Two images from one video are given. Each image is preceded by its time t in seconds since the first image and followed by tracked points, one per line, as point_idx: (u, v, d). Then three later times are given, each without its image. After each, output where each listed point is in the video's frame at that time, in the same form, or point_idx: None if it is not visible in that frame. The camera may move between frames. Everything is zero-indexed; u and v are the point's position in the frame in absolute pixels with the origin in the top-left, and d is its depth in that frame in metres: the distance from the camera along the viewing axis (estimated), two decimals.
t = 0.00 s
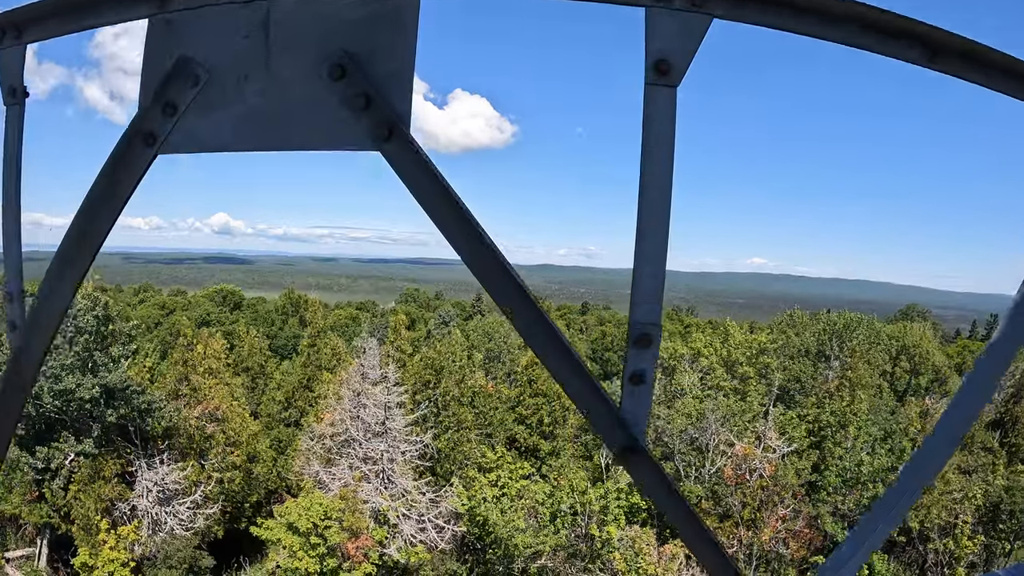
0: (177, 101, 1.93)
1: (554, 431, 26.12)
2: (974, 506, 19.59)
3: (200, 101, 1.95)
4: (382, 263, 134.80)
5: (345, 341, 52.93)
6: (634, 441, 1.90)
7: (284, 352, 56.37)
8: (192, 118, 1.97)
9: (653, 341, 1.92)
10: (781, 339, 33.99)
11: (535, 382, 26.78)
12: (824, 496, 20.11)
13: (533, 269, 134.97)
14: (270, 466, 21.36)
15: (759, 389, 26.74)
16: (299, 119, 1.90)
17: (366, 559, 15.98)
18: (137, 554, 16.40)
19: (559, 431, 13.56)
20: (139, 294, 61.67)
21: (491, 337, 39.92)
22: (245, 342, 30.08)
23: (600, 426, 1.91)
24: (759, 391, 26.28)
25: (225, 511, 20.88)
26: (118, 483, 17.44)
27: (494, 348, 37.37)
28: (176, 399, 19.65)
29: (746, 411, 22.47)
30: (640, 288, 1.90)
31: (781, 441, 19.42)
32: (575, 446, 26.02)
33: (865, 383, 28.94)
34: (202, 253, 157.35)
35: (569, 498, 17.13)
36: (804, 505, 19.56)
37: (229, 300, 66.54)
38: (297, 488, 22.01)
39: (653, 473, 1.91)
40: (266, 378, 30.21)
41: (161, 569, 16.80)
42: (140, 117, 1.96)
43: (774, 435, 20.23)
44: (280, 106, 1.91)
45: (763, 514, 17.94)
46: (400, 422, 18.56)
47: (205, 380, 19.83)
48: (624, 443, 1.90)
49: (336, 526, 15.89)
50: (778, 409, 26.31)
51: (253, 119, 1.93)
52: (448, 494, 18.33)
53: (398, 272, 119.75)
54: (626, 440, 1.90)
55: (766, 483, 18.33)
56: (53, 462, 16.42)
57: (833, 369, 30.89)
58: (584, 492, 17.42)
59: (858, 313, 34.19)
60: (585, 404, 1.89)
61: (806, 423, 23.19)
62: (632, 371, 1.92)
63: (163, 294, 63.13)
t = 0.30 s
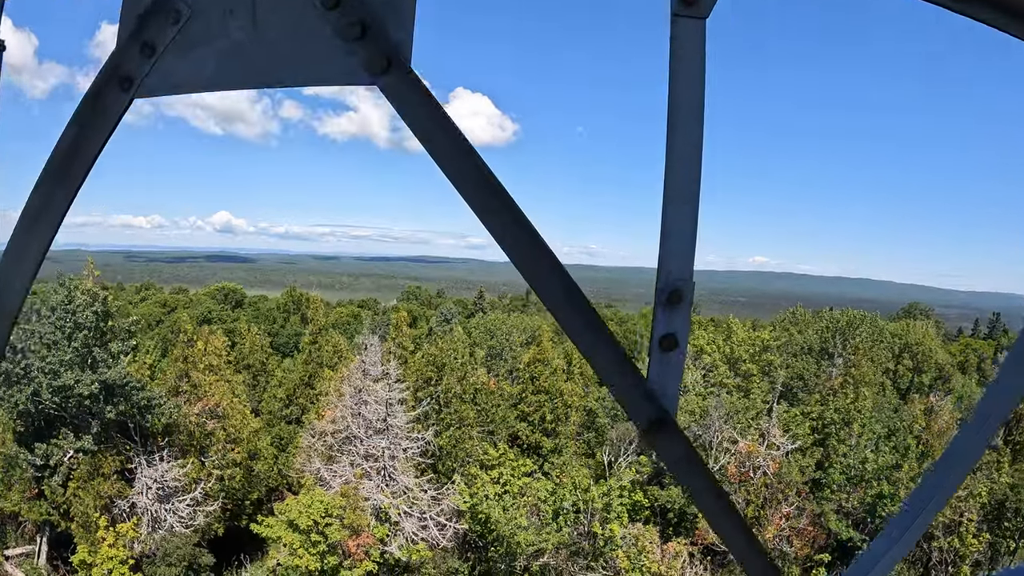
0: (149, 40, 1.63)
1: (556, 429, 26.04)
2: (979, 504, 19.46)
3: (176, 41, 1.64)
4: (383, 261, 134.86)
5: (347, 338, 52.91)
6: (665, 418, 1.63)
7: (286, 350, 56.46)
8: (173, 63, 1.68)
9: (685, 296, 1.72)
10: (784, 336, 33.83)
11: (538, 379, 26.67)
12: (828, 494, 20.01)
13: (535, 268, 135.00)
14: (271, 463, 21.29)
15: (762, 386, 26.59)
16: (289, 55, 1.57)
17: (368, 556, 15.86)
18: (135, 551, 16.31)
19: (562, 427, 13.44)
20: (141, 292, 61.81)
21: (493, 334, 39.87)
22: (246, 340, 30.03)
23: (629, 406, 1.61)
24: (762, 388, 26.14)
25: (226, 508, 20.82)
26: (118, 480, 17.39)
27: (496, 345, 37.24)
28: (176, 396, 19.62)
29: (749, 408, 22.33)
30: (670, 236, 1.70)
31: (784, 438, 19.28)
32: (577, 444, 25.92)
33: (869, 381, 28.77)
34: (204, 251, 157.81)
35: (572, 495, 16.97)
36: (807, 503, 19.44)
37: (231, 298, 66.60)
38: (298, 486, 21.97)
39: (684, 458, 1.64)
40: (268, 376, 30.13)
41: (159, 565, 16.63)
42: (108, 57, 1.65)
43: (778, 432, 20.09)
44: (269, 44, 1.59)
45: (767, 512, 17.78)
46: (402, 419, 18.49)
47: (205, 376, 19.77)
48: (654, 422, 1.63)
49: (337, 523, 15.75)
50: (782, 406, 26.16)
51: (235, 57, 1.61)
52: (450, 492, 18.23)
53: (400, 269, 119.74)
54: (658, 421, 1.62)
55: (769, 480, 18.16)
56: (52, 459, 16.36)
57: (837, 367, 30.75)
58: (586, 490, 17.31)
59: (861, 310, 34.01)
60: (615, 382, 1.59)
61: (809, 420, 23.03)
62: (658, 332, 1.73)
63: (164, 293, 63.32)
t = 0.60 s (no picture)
0: None
1: (558, 426, 25.90)
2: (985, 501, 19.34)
3: None
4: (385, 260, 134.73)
5: (348, 336, 52.80)
6: (699, 365, 1.51)
7: (288, 348, 56.47)
8: None
9: (718, 225, 1.60)
10: (787, 333, 33.71)
11: (540, 376, 26.55)
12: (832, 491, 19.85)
13: (536, 266, 134.92)
14: (272, 460, 21.20)
15: (766, 383, 26.43)
16: None
17: (369, 553, 15.75)
18: (134, 547, 16.17)
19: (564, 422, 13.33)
20: (142, 291, 61.82)
21: (495, 332, 39.73)
22: (247, 337, 29.90)
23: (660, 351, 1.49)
24: (766, 386, 25.96)
25: (227, 504, 20.71)
26: (117, 477, 17.27)
27: (499, 342, 37.11)
28: (177, 392, 19.59)
29: (753, 406, 22.20)
30: (699, 164, 1.58)
31: (788, 435, 19.10)
32: (579, 441, 25.78)
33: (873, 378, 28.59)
34: (207, 250, 158.08)
35: (575, 492, 16.82)
36: (812, 500, 19.27)
37: (232, 296, 66.60)
38: (298, 483, 21.88)
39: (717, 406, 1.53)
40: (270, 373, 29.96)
41: (157, 562, 16.41)
42: None
43: (781, 430, 19.91)
44: None
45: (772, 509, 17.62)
46: (403, 415, 18.42)
47: (206, 372, 19.69)
48: (683, 369, 1.51)
49: (339, 519, 15.60)
50: (785, 403, 26.00)
51: None
52: (452, 489, 18.13)
53: (402, 268, 119.67)
54: (688, 368, 1.51)
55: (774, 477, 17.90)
56: (51, 455, 16.28)
57: (841, 364, 30.58)
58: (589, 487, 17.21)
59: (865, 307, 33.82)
60: (652, 341, 1.49)
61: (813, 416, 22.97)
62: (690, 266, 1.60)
63: (166, 292, 63.36)
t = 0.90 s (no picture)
0: None
1: (560, 424, 25.78)
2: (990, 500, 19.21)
3: None
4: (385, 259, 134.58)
5: (350, 335, 52.68)
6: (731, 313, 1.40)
7: (290, 347, 56.40)
8: None
9: (751, 153, 1.49)
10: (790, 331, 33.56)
11: (542, 374, 26.42)
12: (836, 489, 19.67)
13: (538, 265, 134.79)
14: (272, 459, 21.11)
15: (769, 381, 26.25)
16: None
17: (370, 553, 15.61)
18: (134, 546, 16.04)
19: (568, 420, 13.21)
20: (144, 291, 61.76)
21: (497, 331, 39.62)
22: (248, 336, 29.79)
23: (686, 299, 1.38)
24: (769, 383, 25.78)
25: (227, 503, 20.59)
26: (117, 475, 17.18)
27: (500, 340, 37.03)
28: (178, 390, 19.57)
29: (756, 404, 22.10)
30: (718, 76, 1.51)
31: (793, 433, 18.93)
32: (581, 440, 25.64)
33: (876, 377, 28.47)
34: (208, 250, 158.06)
35: (577, 491, 16.84)
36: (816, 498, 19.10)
37: (234, 296, 66.58)
38: (299, 482, 21.82)
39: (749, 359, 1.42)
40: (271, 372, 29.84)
41: (157, 561, 16.27)
42: None
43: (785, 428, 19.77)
44: None
45: (776, 508, 17.48)
46: (405, 413, 18.36)
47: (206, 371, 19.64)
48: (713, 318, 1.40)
49: (340, 518, 15.45)
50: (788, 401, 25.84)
51: None
52: (454, 488, 18.05)
53: (403, 268, 119.54)
54: (720, 316, 1.39)
55: (779, 477, 17.53)
56: (50, 453, 16.20)
57: (844, 361, 30.45)
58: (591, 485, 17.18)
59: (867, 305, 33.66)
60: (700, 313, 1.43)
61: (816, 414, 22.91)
62: (721, 199, 1.49)
63: (168, 291, 63.27)
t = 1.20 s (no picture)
0: None
1: (563, 424, 25.65)
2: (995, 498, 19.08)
3: None
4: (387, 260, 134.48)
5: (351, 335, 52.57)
6: (750, 251, 1.58)
7: (291, 347, 56.29)
8: None
9: (769, 75, 1.56)
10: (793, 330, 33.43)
11: (545, 373, 26.32)
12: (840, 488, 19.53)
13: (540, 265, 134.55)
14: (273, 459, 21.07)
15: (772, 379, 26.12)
16: None
17: (371, 552, 15.53)
18: (135, 545, 15.95)
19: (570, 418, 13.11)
20: (145, 291, 61.71)
21: (499, 331, 39.46)
22: (250, 335, 29.73)
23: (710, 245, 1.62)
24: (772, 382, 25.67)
25: (229, 502, 20.51)
26: (117, 474, 17.12)
27: (502, 340, 36.93)
28: (179, 388, 19.61)
29: (760, 403, 22.02)
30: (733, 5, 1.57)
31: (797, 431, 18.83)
32: (584, 439, 25.52)
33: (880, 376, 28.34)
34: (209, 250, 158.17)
35: (580, 490, 16.79)
36: (820, 497, 18.88)
37: (235, 296, 66.54)
38: (301, 481, 21.75)
39: (768, 292, 1.61)
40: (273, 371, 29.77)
41: (156, 561, 16.03)
42: None
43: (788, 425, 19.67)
44: None
45: (779, 506, 17.38)
46: (407, 412, 18.28)
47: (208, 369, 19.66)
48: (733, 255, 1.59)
49: (341, 517, 15.36)
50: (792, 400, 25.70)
51: None
52: (456, 486, 17.99)
53: (404, 268, 119.40)
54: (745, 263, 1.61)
55: (782, 474, 17.47)
56: (51, 451, 16.23)
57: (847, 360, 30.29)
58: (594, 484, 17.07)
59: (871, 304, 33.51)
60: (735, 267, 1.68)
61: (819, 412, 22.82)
62: (739, 122, 1.58)
63: (169, 292, 63.23)
